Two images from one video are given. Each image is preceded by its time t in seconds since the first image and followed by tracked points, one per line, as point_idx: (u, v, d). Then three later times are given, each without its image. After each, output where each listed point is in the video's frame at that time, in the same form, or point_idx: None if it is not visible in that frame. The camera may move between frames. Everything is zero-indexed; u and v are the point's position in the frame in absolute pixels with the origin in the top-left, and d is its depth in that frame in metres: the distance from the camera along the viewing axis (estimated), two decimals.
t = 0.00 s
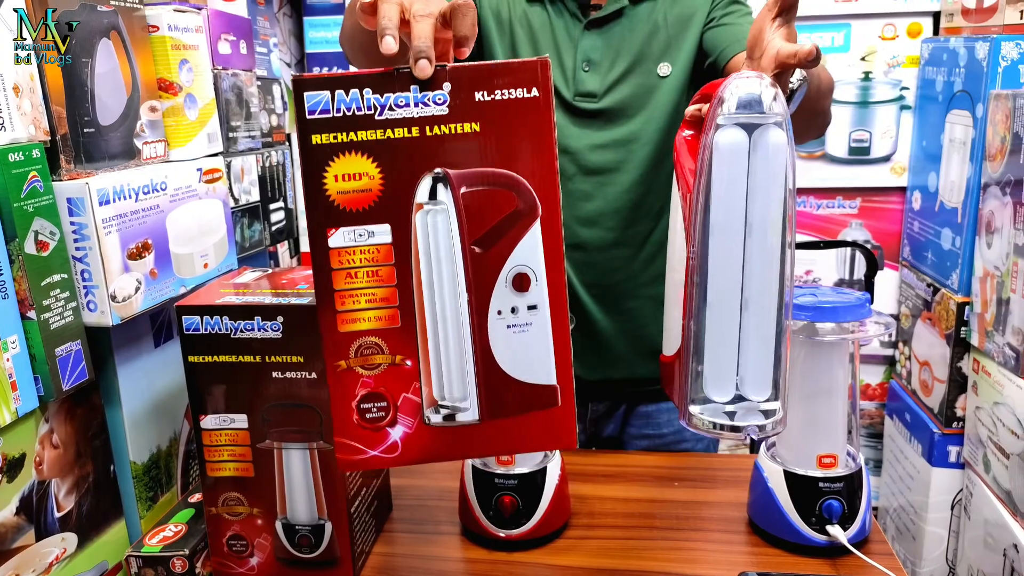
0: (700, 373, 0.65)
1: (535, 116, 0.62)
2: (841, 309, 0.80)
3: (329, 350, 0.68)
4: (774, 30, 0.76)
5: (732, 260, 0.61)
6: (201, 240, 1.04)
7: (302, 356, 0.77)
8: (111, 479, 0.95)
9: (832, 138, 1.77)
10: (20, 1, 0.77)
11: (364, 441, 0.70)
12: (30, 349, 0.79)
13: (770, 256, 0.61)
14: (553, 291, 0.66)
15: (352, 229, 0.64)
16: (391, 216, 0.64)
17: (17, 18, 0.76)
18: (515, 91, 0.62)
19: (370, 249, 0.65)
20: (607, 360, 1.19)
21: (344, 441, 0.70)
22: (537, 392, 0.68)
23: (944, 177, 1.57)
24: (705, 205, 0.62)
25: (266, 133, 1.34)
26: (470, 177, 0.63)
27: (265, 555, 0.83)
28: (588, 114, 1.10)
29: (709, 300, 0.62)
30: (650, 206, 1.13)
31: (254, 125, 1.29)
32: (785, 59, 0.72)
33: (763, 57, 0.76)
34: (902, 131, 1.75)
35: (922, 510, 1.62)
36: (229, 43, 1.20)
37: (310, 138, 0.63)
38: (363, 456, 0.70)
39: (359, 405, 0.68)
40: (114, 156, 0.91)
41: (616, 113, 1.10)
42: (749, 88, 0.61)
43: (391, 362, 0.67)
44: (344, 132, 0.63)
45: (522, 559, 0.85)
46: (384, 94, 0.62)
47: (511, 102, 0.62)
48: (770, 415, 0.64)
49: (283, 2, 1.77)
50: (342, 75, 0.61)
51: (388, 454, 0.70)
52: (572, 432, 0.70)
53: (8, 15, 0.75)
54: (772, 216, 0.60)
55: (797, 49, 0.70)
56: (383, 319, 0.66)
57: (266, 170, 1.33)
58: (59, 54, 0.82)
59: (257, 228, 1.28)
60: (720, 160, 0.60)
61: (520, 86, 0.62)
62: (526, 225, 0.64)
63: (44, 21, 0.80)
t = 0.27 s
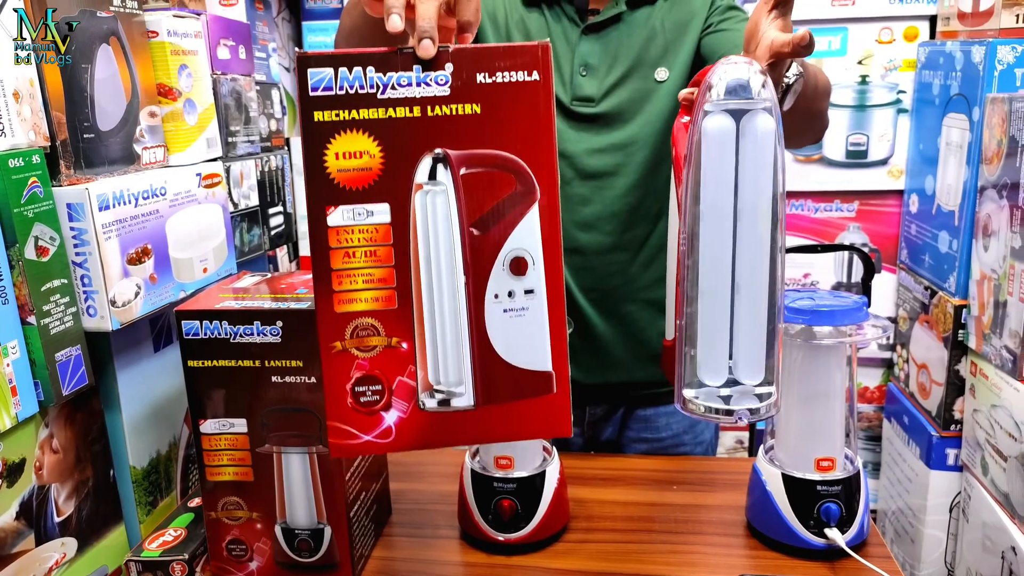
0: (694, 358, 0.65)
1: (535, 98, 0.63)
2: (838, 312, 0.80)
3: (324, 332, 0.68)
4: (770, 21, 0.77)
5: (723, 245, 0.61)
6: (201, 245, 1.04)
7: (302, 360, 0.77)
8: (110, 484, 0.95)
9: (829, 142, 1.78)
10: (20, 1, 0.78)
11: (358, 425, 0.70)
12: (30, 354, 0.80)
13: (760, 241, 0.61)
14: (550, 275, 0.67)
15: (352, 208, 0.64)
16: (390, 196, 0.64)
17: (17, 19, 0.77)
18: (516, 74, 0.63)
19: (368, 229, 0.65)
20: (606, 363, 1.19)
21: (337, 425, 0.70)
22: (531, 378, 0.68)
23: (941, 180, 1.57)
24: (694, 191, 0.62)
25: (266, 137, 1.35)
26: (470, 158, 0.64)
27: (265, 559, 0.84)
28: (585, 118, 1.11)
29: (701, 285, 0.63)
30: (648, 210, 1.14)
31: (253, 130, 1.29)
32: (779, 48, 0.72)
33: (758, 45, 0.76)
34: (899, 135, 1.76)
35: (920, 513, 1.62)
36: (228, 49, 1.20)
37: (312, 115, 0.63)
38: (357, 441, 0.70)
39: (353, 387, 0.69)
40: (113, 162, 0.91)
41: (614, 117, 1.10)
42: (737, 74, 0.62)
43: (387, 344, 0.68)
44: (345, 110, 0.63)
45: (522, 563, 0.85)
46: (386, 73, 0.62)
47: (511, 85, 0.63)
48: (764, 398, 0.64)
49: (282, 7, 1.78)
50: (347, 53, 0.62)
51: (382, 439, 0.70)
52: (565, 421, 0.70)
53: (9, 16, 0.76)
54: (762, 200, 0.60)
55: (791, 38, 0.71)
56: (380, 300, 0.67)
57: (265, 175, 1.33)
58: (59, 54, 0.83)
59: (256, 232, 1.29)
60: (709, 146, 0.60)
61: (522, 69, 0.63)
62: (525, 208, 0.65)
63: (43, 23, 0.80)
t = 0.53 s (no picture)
0: (698, 359, 0.66)
1: (529, 88, 0.64)
2: (838, 313, 0.80)
3: (325, 325, 0.68)
4: (776, 29, 0.78)
5: (729, 246, 0.62)
6: (201, 245, 1.04)
7: (302, 361, 0.77)
8: (111, 483, 0.95)
9: (828, 142, 1.78)
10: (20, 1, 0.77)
11: (359, 417, 0.70)
12: (32, 354, 0.80)
13: (765, 244, 0.61)
14: (548, 263, 0.67)
15: (350, 201, 0.65)
16: (387, 187, 0.65)
17: (17, 18, 0.76)
18: (509, 65, 0.63)
19: (367, 222, 0.65)
20: (607, 360, 1.19)
21: (339, 417, 0.71)
22: (531, 365, 0.69)
23: (940, 181, 1.58)
24: (703, 191, 0.62)
25: (266, 138, 1.35)
26: (466, 149, 0.65)
27: (265, 559, 0.84)
28: (586, 118, 1.11)
29: (707, 284, 0.63)
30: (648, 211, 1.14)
31: (253, 130, 1.30)
32: (788, 55, 0.73)
33: (765, 52, 0.77)
34: (898, 136, 1.76)
35: (919, 513, 1.62)
36: (229, 49, 1.21)
37: (308, 111, 0.64)
38: (358, 432, 0.71)
39: (355, 380, 0.69)
40: (115, 162, 0.91)
41: (616, 118, 1.10)
42: (747, 79, 0.63)
43: (388, 335, 0.68)
44: (341, 105, 0.64)
45: (522, 563, 0.85)
46: (381, 67, 0.63)
47: (504, 74, 0.63)
48: (764, 401, 0.65)
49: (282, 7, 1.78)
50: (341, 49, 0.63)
51: (384, 429, 0.71)
52: (567, 406, 0.70)
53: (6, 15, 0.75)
54: (769, 203, 0.61)
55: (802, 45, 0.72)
56: (379, 291, 0.67)
57: (266, 176, 1.33)
58: (60, 54, 0.83)
59: (257, 233, 1.29)
60: (718, 149, 0.61)
61: (514, 59, 0.63)
62: (522, 196, 0.66)
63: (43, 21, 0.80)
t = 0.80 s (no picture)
0: (704, 387, 0.66)
1: (521, 126, 0.62)
2: (838, 315, 0.80)
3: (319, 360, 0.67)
4: (769, 51, 0.78)
5: (731, 280, 0.61)
6: (202, 246, 1.05)
7: (302, 362, 0.78)
8: (110, 485, 0.95)
9: (828, 144, 1.77)
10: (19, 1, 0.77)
11: (356, 449, 0.69)
12: (32, 355, 0.80)
13: (768, 274, 0.61)
14: (542, 300, 0.66)
15: (343, 239, 0.64)
16: (380, 226, 0.64)
17: (17, 20, 0.76)
18: (500, 102, 0.62)
19: (359, 259, 0.64)
20: (607, 361, 1.19)
21: (334, 448, 0.69)
22: (525, 399, 0.67)
23: (939, 183, 1.58)
24: (703, 225, 0.62)
25: (266, 140, 1.35)
26: (458, 187, 0.63)
27: (265, 560, 0.84)
28: (586, 121, 1.11)
29: (711, 316, 0.63)
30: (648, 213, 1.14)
31: (253, 132, 1.30)
32: (779, 80, 0.73)
33: (758, 75, 0.77)
34: (896, 138, 1.77)
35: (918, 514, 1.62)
36: (229, 51, 1.21)
37: (301, 150, 0.63)
38: (354, 463, 0.70)
39: (350, 413, 0.68)
40: (115, 164, 0.91)
41: (617, 121, 1.11)
42: (744, 110, 0.62)
43: (381, 370, 0.67)
44: (333, 144, 0.63)
45: (521, 564, 0.85)
46: (372, 107, 0.62)
47: (496, 113, 0.62)
48: (773, 426, 0.65)
49: (282, 9, 1.79)
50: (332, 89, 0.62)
51: (379, 461, 0.70)
52: (560, 439, 0.69)
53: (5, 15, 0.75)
54: (770, 235, 0.60)
55: (791, 69, 0.71)
56: (373, 327, 0.66)
57: (266, 177, 1.34)
58: (59, 55, 0.83)
59: (257, 234, 1.29)
60: (718, 180, 0.60)
61: (505, 95, 0.62)
62: (514, 233, 0.64)
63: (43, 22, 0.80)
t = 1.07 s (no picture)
0: (710, 384, 0.65)
1: (525, 137, 0.63)
2: (840, 312, 0.80)
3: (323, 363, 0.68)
4: (774, 49, 0.77)
5: (737, 276, 0.61)
6: (203, 243, 1.04)
7: (305, 359, 0.77)
8: (113, 482, 0.95)
9: (831, 141, 1.77)
10: (21, 2, 0.77)
11: (358, 451, 0.69)
12: (34, 353, 0.80)
13: (774, 271, 0.61)
14: (542, 306, 0.66)
15: (348, 246, 0.64)
16: (385, 233, 0.64)
17: (17, 18, 0.76)
18: (504, 113, 0.62)
19: (364, 266, 0.65)
20: (610, 359, 1.19)
21: (338, 450, 0.69)
22: (525, 404, 0.68)
23: (942, 180, 1.57)
24: (708, 222, 0.62)
25: (267, 137, 1.35)
26: (462, 195, 0.64)
27: (268, 558, 0.83)
28: (589, 119, 1.11)
29: (716, 312, 0.63)
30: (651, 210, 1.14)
31: (255, 129, 1.30)
32: (783, 76, 0.72)
33: (763, 73, 0.76)
34: (899, 135, 1.76)
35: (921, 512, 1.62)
36: (230, 48, 1.21)
37: (307, 158, 0.63)
38: (358, 466, 0.70)
39: (353, 416, 0.68)
40: (117, 161, 0.91)
41: (620, 118, 1.10)
42: (749, 107, 0.62)
43: (384, 374, 0.67)
44: (339, 152, 0.63)
45: (525, 562, 0.85)
46: (379, 116, 0.62)
47: (500, 124, 0.62)
48: (779, 422, 0.64)
49: (283, 6, 1.79)
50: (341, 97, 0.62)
51: (382, 463, 0.70)
52: (558, 441, 0.69)
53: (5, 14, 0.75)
54: (775, 231, 0.60)
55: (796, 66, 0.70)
56: (377, 332, 0.66)
57: (268, 174, 1.33)
58: (60, 54, 0.82)
59: (259, 232, 1.29)
60: (721, 178, 0.60)
61: (510, 107, 0.62)
62: (516, 241, 0.64)
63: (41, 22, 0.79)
